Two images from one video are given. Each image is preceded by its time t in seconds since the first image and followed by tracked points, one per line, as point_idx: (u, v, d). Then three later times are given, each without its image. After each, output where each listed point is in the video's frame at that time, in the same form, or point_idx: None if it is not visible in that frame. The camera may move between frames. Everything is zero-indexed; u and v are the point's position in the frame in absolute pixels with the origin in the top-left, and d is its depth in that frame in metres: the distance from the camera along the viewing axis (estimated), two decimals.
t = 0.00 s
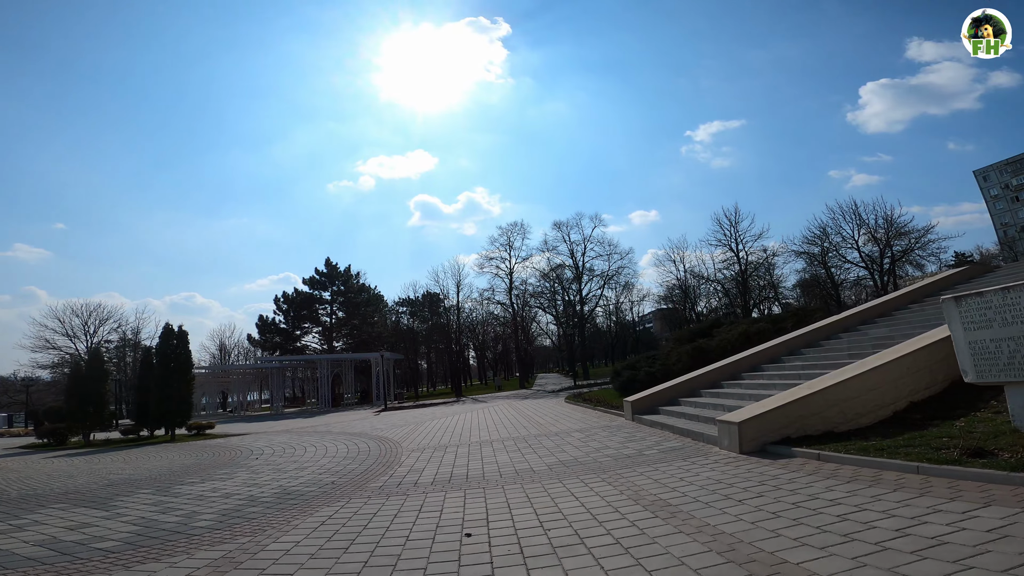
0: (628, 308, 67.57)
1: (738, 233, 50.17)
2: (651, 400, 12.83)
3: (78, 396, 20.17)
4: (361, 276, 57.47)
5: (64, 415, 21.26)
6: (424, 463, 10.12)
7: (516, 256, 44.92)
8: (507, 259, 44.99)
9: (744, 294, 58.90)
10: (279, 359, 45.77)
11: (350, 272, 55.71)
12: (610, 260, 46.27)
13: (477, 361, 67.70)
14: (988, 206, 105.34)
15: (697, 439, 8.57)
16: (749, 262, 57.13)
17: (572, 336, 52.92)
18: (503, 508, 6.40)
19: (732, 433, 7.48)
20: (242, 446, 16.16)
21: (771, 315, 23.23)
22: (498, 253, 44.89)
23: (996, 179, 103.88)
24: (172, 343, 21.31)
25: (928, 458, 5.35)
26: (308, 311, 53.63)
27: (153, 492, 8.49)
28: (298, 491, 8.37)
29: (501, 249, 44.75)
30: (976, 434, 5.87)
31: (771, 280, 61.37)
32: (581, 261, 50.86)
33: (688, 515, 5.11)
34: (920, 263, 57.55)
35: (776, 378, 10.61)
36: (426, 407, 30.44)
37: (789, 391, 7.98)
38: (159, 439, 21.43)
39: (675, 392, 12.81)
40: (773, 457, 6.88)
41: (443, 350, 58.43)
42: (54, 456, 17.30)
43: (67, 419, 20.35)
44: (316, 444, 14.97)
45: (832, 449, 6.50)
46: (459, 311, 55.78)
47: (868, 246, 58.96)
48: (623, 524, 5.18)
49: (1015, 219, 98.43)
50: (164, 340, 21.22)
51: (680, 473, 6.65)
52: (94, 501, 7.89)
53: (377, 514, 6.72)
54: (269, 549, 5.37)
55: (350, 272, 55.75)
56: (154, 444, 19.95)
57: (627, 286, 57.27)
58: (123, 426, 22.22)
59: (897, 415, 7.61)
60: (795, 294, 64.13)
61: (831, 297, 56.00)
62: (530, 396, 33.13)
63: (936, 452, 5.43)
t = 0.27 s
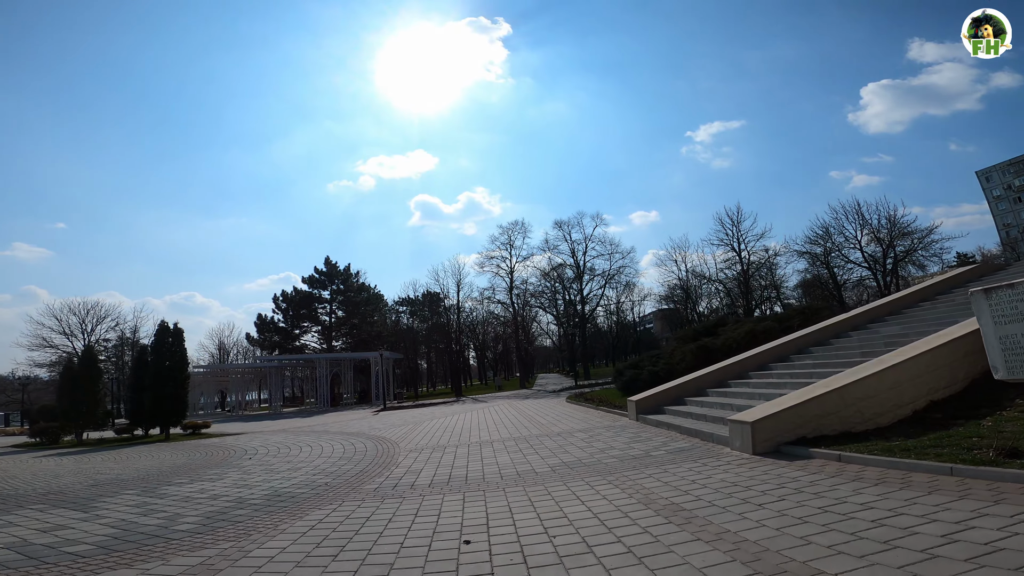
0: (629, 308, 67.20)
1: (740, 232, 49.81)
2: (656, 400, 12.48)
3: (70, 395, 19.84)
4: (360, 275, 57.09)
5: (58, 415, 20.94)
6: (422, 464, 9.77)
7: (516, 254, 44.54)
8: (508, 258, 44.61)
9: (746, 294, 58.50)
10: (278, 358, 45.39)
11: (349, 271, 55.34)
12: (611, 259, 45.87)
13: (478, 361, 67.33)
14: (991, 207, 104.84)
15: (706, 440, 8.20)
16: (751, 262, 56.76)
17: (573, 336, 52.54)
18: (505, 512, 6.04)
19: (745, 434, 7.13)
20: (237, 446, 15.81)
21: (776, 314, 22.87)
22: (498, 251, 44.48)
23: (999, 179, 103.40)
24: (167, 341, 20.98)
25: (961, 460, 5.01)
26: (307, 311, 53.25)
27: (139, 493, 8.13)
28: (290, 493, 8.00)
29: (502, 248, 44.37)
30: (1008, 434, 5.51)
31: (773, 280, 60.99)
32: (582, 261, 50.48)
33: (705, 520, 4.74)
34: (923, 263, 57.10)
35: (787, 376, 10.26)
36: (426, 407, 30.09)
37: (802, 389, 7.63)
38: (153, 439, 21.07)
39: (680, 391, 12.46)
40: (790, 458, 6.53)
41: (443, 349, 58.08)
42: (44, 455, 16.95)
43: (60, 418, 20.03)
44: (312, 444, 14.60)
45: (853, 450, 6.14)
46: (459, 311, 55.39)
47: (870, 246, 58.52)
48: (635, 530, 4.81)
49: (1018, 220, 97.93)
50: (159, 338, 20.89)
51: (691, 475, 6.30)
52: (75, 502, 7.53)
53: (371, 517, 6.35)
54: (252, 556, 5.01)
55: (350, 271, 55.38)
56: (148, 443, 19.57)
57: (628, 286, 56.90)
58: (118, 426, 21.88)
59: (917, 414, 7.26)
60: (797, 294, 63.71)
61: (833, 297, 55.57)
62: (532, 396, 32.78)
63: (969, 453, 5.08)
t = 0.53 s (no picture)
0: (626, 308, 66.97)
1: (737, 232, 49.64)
2: (656, 402, 12.16)
3: (55, 395, 19.37)
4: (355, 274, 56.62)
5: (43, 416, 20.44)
6: (415, 468, 9.41)
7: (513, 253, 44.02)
8: (504, 257, 44.00)
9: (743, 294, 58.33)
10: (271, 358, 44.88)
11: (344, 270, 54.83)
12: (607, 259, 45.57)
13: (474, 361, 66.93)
14: (986, 207, 105.11)
15: (710, 445, 7.88)
16: (748, 261, 56.59)
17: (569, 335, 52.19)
18: (500, 523, 5.68)
19: (752, 439, 6.80)
20: (225, 448, 15.38)
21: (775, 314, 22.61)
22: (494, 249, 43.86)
23: (993, 180, 103.78)
24: (155, 341, 20.52)
25: (987, 468, 4.72)
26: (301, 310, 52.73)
27: (116, 499, 7.74)
28: (274, 500, 7.60)
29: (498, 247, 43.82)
30: None
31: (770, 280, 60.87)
32: (578, 260, 50.17)
33: (717, 534, 4.40)
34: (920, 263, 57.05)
35: (791, 378, 9.96)
36: (420, 408, 29.68)
37: (811, 392, 7.32)
38: (141, 440, 20.61)
39: (680, 393, 12.14)
40: (800, 464, 6.21)
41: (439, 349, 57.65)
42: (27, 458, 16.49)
43: (45, 419, 19.55)
44: (302, 447, 14.18)
45: (867, 456, 5.83)
46: (455, 311, 54.96)
47: (867, 246, 58.47)
48: (641, 544, 4.46)
49: (1012, 220, 98.20)
50: (147, 338, 20.43)
51: (697, 482, 5.96)
52: (46, 509, 7.13)
53: (358, 528, 5.98)
54: (227, 571, 4.62)
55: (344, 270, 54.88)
56: (134, 445, 19.11)
57: (625, 285, 56.66)
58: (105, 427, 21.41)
59: (929, 417, 6.97)
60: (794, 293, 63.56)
61: (830, 297, 55.45)
62: (528, 396, 32.44)
63: (996, 460, 4.77)
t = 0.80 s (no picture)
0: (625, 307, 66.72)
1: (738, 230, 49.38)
2: (659, 401, 11.87)
3: (47, 394, 19.04)
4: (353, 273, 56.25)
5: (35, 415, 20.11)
6: (411, 469, 9.12)
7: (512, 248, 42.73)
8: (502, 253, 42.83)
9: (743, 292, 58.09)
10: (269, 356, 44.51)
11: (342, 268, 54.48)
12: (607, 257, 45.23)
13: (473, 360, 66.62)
14: (985, 206, 104.94)
15: (717, 445, 7.59)
16: (749, 259, 56.33)
17: (569, 334, 51.89)
18: (500, 528, 5.37)
19: (763, 439, 6.52)
20: (219, 448, 15.07)
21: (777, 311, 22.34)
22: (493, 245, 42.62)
23: (993, 179, 103.64)
24: (149, 339, 20.21)
25: (1018, 468, 4.45)
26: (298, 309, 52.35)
27: (100, 501, 7.43)
28: (264, 503, 7.29)
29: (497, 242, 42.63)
30: None
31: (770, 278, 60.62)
32: (578, 258, 49.85)
33: (734, 541, 4.10)
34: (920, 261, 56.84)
35: (798, 376, 9.69)
36: (418, 407, 29.37)
37: (823, 390, 7.04)
38: (135, 440, 20.29)
39: (683, 392, 11.86)
40: (814, 465, 5.92)
41: (437, 348, 57.33)
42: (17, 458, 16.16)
43: (37, 418, 19.23)
44: (297, 447, 13.86)
45: (886, 456, 5.55)
46: (454, 310, 54.64)
47: (867, 245, 58.24)
48: (652, 552, 4.16)
49: (1012, 219, 98.06)
50: (141, 336, 20.10)
51: (707, 485, 5.67)
52: (25, 511, 6.81)
53: (350, 533, 5.67)
54: None
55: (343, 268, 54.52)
56: (127, 444, 18.78)
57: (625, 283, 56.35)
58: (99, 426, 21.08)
59: (946, 416, 6.71)
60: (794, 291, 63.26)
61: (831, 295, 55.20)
62: (527, 395, 32.15)
63: None
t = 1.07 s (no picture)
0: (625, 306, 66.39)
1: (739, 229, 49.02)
2: (664, 401, 11.55)
3: (40, 394, 18.71)
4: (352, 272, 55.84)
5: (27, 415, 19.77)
6: (409, 471, 8.80)
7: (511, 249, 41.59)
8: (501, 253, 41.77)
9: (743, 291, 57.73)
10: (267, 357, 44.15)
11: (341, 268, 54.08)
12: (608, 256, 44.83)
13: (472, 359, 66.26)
14: (986, 205, 104.55)
15: (729, 448, 7.27)
16: (750, 258, 55.97)
17: (569, 334, 51.52)
18: (502, 537, 5.04)
19: (778, 440, 6.21)
20: (214, 449, 14.74)
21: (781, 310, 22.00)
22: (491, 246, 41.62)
23: (993, 178, 103.29)
24: (143, 339, 19.88)
25: None
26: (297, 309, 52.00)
27: (82, 505, 7.10)
28: (254, 508, 6.96)
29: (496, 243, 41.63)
30: None
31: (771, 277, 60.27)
32: (578, 257, 49.46)
33: (759, 552, 3.78)
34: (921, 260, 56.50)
35: (809, 375, 9.37)
36: (416, 407, 29.04)
37: (839, 389, 6.73)
38: (129, 441, 19.96)
39: (689, 392, 11.54)
40: (834, 469, 5.61)
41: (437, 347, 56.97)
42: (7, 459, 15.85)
43: (29, 419, 18.89)
44: (293, 448, 13.53)
45: (912, 459, 5.24)
46: (454, 309, 54.24)
47: (868, 244, 57.86)
48: (669, 565, 3.83)
49: (1012, 218, 97.70)
50: (135, 336, 19.77)
51: (722, 490, 5.35)
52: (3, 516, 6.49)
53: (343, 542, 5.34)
54: None
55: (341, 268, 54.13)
56: (121, 446, 18.46)
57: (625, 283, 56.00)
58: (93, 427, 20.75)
59: (968, 416, 6.41)
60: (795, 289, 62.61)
61: (832, 294, 54.84)
62: (527, 395, 31.80)
63: None
